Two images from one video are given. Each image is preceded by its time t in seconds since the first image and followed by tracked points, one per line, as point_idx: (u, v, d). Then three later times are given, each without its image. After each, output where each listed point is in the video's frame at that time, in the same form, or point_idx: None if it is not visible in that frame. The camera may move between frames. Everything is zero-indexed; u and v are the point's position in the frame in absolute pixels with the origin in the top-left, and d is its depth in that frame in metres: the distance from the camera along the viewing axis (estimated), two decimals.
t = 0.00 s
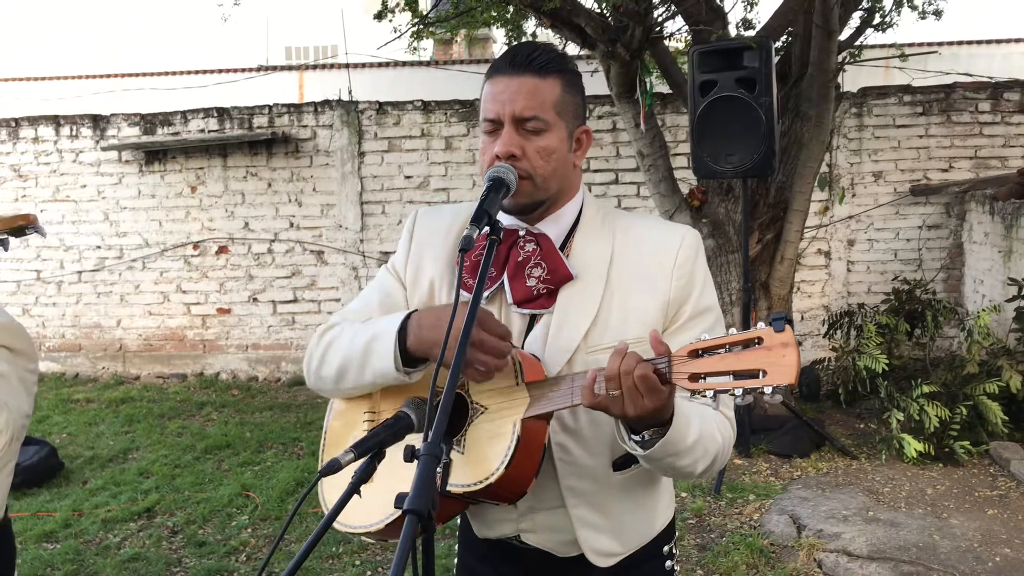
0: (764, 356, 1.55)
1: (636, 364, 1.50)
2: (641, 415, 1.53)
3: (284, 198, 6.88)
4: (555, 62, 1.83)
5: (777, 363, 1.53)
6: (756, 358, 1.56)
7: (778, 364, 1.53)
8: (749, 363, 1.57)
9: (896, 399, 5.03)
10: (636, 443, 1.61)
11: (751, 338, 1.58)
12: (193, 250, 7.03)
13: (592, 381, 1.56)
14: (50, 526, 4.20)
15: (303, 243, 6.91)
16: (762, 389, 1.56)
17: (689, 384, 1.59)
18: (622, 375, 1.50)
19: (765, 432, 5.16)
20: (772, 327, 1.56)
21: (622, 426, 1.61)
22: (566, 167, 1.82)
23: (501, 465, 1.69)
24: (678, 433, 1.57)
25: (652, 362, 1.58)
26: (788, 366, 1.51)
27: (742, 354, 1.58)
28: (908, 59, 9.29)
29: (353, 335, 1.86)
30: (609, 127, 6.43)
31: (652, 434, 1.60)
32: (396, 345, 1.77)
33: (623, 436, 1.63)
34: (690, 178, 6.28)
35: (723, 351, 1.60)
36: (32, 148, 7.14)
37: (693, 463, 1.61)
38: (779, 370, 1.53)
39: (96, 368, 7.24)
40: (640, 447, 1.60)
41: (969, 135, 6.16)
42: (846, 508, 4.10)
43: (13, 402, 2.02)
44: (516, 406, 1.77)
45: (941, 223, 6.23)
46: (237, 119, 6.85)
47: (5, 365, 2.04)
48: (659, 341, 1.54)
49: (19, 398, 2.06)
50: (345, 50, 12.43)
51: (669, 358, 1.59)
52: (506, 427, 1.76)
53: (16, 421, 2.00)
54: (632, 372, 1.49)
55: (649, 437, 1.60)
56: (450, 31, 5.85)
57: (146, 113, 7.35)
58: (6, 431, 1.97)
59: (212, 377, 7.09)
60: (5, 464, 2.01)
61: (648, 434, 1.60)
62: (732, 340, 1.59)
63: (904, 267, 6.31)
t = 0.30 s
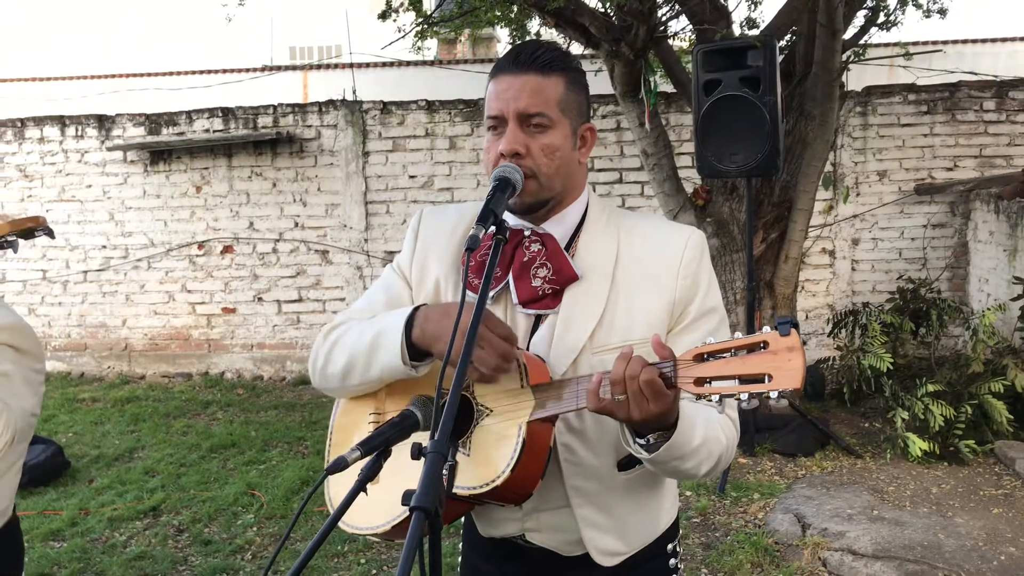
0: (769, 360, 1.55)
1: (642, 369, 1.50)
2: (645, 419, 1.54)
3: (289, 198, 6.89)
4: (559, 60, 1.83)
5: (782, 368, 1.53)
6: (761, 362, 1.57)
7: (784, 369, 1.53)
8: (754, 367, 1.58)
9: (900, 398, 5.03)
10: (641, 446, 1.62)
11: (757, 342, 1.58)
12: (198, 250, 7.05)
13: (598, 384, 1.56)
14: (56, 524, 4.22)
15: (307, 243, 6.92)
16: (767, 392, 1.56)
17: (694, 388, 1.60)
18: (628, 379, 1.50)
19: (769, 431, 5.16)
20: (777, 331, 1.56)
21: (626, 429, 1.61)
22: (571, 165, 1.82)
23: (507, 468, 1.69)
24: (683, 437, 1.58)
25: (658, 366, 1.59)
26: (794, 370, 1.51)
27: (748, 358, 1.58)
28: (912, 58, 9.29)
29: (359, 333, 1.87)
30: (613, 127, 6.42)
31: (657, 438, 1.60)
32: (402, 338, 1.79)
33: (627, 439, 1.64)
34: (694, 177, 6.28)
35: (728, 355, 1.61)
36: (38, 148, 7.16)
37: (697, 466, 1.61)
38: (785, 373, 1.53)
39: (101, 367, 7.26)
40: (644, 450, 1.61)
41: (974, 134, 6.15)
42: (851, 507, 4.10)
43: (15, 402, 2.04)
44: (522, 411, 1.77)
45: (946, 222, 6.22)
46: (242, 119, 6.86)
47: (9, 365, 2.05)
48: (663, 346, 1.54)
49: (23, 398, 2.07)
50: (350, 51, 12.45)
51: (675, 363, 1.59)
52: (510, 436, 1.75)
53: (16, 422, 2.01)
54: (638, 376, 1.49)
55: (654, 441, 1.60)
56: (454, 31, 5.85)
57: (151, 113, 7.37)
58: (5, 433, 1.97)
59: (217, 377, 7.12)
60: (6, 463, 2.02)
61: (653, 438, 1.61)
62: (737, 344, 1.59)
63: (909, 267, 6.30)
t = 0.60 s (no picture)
0: (775, 361, 1.55)
1: (646, 369, 1.50)
2: (650, 420, 1.54)
3: (294, 197, 6.90)
4: (565, 58, 1.83)
5: (787, 369, 1.53)
6: (767, 363, 1.56)
7: (789, 370, 1.53)
8: (760, 367, 1.57)
9: (906, 398, 5.02)
10: (645, 446, 1.62)
11: (762, 342, 1.58)
12: (203, 249, 7.06)
13: (603, 384, 1.56)
14: (63, 523, 4.23)
15: (312, 242, 6.93)
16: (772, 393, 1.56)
17: (699, 389, 1.59)
18: (632, 381, 1.50)
19: (774, 431, 5.16)
20: (783, 331, 1.56)
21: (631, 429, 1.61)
22: (577, 163, 1.82)
23: (512, 467, 1.69)
24: (688, 438, 1.57)
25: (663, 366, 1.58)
26: (799, 372, 1.51)
27: (753, 359, 1.58)
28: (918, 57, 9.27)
29: (365, 335, 1.87)
30: (618, 125, 6.41)
31: (662, 438, 1.60)
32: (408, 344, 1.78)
33: (632, 439, 1.64)
34: (698, 176, 6.27)
35: (733, 356, 1.60)
36: (43, 147, 7.18)
37: (702, 467, 1.61)
38: (790, 375, 1.53)
39: (107, 366, 7.28)
40: (649, 450, 1.61)
41: (979, 132, 6.13)
42: (856, 506, 4.10)
43: (16, 403, 2.04)
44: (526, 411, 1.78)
45: (951, 221, 6.21)
46: (247, 118, 6.88)
47: (13, 365, 2.05)
48: (666, 347, 1.55)
49: (25, 399, 2.08)
50: (355, 50, 12.47)
51: (680, 363, 1.59)
52: (515, 436, 1.75)
53: (18, 423, 2.01)
54: (643, 378, 1.50)
55: (658, 441, 1.61)
56: (459, 30, 5.85)
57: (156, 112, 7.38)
58: (7, 433, 1.98)
59: (222, 375, 7.13)
60: (9, 463, 2.03)
61: (657, 439, 1.61)
62: (743, 345, 1.59)
63: (914, 266, 6.29)
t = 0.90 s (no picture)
0: (775, 357, 1.55)
1: (646, 364, 1.48)
2: (649, 415, 1.53)
3: (295, 196, 6.90)
4: (572, 57, 1.82)
5: (787, 364, 1.53)
6: (767, 358, 1.56)
7: (788, 366, 1.52)
8: (759, 363, 1.57)
9: (907, 397, 5.01)
10: (644, 442, 1.61)
11: (761, 337, 1.57)
12: (204, 248, 7.05)
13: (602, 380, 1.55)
14: (63, 521, 4.23)
15: (313, 241, 6.93)
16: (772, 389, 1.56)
17: (698, 383, 1.59)
18: (631, 375, 1.49)
19: (776, 430, 5.15)
20: (782, 327, 1.56)
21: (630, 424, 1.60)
22: (576, 163, 1.81)
23: (511, 464, 1.69)
24: (687, 434, 1.57)
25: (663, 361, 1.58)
26: (799, 368, 1.51)
27: (752, 354, 1.58)
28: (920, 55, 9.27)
29: (367, 338, 1.86)
30: (619, 124, 6.40)
31: (661, 433, 1.59)
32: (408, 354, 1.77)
33: (631, 435, 1.63)
34: (700, 174, 6.26)
35: (733, 351, 1.60)
36: (44, 146, 7.18)
37: (701, 464, 1.60)
38: (790, 371, 1.53)
39: (107, 365, 7.28)
40: (648, 446, 1.59)
41: (981, 131, 6.12)
42: (857, 506, 4.09)
43: (14, 401, 2.03)
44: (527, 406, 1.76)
45: (953, 219, 6.19)
46: (247, 116, 6.87)
47: (12, 363, 2.05)
48: (664, 342, 1.53)
49: (24, 397, 2.07)
50: (356, 49, 12.47)
51: (679, 359, 1.58)
52: (514, 434, 1.74)
53: (16, 422, 2.01)
54: (642, 372, 1.48)
55: (658, 437, 1.59)
56: (460, 28, 5.84)
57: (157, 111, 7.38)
58: (5, 432, 1.98)
59: (223, 374, 7.13)
60: (7, 462, 2.02)
61: (657, 434, 1.60)
62: (742, 339, 1.58)
63: (916, 265, 6.28)
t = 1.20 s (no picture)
0: (773, 358, 1.55)
1: (644, 364, 1.49)
2: (647, 414, 1.53)
3: (295, 194, 6.90)
4: (574, 55, 1.82)
5: (785, 365, 1.53)
6: (766, 359, 1.56)
7: (787, 366, 1.53)
8: (758, 363, 1.57)
9: (906, 395, 5.01)
10: (643, 442, 1.61)
11: (760, 338, 1.58)
12: (204, 246, 7.06)
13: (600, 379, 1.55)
14: (63, 518, 4.23)
15: (312, 238, 6.93)
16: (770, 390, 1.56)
17: (697, 384, 1.59)
18: (630, 375, 1.49)
19: (775, 428, 5.15)
20: (781, 328, 1.56)
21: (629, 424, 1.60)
22: (579, 161, 1.81)
23: (510, 462, 1.69)
24: (686, 433, 1.57)
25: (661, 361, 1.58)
26: (797, 368, 1.51)
27: (751, 355, 1.58)
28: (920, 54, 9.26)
29: (366, 335, 1.86)
30: (619, 122, 6.40)
31: (660, 433, 1.59)
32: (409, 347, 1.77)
33: (630, 435, 1.63)
34: (700, 173, 6.26)
35: (732, 351, 1.60)
36: (44, 143, 7.18)
37: (701, 464, 1.61)
38: (788, 372, 1.53)
39: (107, 362, 7.28)
40: (647, 446, 1.60)
41: (981, 130, 6.12)
42: (857, 504, 4.09)
43: (11, 398, 2.03)
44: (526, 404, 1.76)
45: (952, 218, 6.20)
46: (247, 114, 6.87)
47: (9, 360, 2.05)
48: (660, 344, 1.54)
49: (22, 394, 2.07)
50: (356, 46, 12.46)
51: (678, 359, 1.58)
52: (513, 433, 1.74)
53: (14, 418, 2.01)
54: (641, 372, 1.48)
55: (657, 436, 1.59)
56: (459, 26, 5.83)
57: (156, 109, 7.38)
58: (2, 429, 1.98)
59: (223, 372, 7.13)
60: (4, 459, 2.03)
61: (655, 434, 1.60)
62: (741, 340, 1.59)
63: (915, 263, 6.28)
